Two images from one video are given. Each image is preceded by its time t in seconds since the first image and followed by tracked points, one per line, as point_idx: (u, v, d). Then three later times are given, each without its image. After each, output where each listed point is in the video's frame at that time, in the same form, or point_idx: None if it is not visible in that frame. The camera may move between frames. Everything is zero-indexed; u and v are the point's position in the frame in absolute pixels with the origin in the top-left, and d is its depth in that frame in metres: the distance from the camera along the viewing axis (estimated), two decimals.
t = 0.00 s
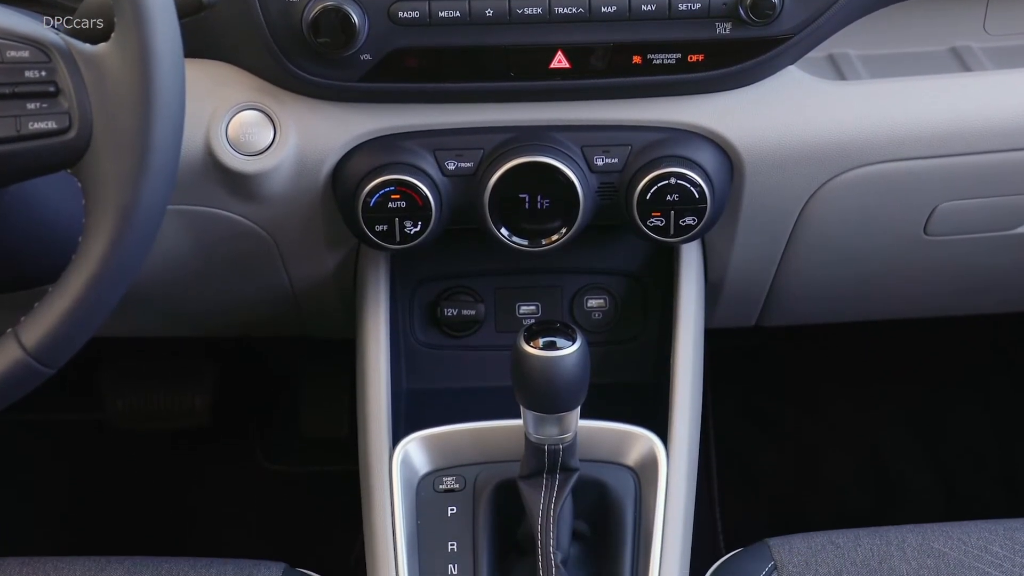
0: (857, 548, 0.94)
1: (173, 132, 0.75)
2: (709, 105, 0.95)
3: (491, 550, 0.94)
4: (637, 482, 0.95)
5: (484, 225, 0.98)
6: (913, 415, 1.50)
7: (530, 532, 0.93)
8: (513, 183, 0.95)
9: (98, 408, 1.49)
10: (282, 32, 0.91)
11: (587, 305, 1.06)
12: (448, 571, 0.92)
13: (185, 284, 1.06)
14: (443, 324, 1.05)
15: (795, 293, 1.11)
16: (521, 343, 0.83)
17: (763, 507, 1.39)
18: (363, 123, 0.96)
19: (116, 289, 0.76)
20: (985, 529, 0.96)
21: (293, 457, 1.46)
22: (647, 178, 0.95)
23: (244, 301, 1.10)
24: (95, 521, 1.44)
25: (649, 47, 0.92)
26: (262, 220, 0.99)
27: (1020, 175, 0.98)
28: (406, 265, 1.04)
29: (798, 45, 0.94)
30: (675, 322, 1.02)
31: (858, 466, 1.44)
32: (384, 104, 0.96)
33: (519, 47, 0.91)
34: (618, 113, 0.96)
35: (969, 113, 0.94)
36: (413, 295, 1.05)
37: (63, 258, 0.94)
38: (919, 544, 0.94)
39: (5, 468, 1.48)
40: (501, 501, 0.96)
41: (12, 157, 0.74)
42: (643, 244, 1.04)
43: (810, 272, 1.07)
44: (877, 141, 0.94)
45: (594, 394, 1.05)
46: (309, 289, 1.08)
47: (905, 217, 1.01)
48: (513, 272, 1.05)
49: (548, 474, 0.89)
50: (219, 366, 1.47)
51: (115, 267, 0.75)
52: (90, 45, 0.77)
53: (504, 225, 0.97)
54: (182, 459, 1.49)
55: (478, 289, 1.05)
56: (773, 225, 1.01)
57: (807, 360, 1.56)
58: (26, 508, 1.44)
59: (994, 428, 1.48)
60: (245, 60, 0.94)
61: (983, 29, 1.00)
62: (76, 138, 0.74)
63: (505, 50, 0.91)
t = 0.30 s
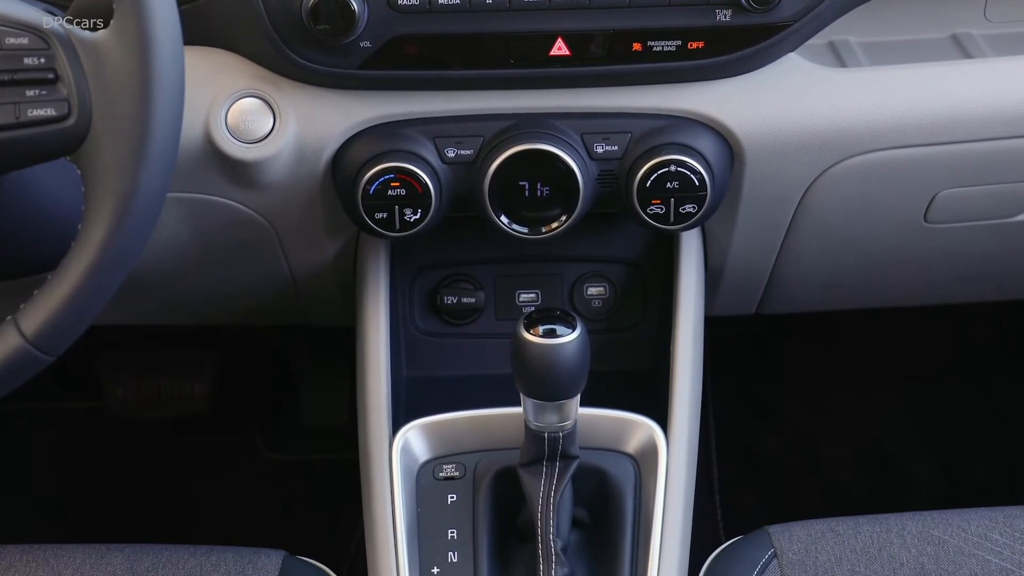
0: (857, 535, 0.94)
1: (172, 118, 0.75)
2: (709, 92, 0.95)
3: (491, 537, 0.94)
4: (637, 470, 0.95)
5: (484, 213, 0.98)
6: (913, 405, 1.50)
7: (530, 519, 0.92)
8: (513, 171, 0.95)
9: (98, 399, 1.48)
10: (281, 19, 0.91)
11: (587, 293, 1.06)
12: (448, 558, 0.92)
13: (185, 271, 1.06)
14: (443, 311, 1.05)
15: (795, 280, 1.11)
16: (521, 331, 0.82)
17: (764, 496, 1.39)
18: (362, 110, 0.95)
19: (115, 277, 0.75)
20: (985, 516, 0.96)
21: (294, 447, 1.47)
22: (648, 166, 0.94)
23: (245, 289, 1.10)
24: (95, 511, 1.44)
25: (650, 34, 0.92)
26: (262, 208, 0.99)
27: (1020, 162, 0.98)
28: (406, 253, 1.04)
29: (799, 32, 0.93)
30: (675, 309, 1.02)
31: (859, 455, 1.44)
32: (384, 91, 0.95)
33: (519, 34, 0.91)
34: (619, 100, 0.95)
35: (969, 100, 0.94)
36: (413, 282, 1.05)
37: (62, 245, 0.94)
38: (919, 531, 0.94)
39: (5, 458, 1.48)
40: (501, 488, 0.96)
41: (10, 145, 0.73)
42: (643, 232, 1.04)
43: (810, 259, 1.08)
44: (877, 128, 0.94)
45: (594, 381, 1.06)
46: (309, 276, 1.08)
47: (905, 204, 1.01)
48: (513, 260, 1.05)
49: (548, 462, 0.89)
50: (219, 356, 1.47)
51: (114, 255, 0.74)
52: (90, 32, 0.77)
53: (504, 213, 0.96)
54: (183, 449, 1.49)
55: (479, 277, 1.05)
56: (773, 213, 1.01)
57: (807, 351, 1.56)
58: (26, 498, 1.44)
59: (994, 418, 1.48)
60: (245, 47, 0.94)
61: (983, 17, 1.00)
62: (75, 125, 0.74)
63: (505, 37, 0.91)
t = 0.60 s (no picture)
0: (857, 523, 0.94)
1: (171, 108, 0.75)
2: (709, 80, 0.95)
3: (491, 525, 0.94)
4: (637, 459, 0.95)
5: (484, 201, 0.98)
6: (912, 395, 1.50)
7: (530, 507, 0.92)
8: (513, 160, 0.95)
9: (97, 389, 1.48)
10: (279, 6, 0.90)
11: (587, 281, 1.06)
12: (448, 547, 0.92)
13: (186, 259, 1.06)
14: (443, 300, 1.05)
15: (794, 268, 1.11)
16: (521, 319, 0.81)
17: (763, 486, 1.39)
18: (362, 98, 0.95)
19: (114, 265, 0.75)
20: (984, 504, 0.96)
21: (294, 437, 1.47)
22: (648, 154, 0.94)
23: (246, 276, 1.10)
24: (95, 501, 1.44)
25: (650, 22, 0.91)
26: (261, 196, 0.99)
27: (1020, 150, 0.98)
28: (406, 241, 1.04)
29: (800, 20, 0.92)
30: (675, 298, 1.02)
31: (859, 445, 1.44)
32: (384, 79, 0.95)
33: (519, 21, 0.90)
34: (619, 88, 0.95)
35: (970, 88, 0.93)
36: (413, 271, 1.05)
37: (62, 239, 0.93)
38: (918, 520, 0.94)
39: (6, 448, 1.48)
40: (501, 476, 0.96)
41: (8, 133, 0.73)
42: (643, 220, 1.04)
43: (810, 247, 1.08)
44: (878, 116, 0.94)
45: (594, 369, 1.06)
46: (309, 264, 1.08)
47: (905, 192, 1.01)
48: (513, 248, 1.05)
49: (548, 450, 0.88)
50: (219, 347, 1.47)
51: (113, 243, 0.74)
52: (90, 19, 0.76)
53: (504, 201, 0.97)
54: (183, 439, 1.49)
55: (479, 266, 1.05)
56: (773, 201, 1.01)
57: (807, 341, 1.56)
58: (25, 488, 1.44)
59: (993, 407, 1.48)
60: (243, 35, 0.93)
61: (983, 6, 1.00)
62: (74, 114, 0.74)
63: (505, 24, 0.91)
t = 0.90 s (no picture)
0: (857, 511, 0.94)
1: (171, 96, 0.75)
2: (710, 68, 0.94)
3: (491, 513, 0.94)
4: (637, 447, 0.95)
5: (484, 189, 0.98)
6: (913, 385, 1.50)
7: (530, 495, 0.92)
8: (513, 147, 0.94)
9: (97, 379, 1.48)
10: None
11: (587, 269, 1.06)
12: (449, 534, 0.92)
13: (186, 246, 1.06)
14: (443, 288, 1.05)
15: (794, 255, 1.12)
16: (520, 306, 0.80)
17: (764, 477, 1.39)
18: (361, 86, 0.95)
19: (114, 252, 0.75)
20: (984, 491, 0.96)
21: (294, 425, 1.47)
22: (648, 141, 0.94)
23: (246, 263, 1.10)
24: (96, 491, 1.44)
25: (650, 10, 0.90)
26: (261, 184, 0.99)
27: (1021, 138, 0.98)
28: (406, 229, 1.04)
29: (801, 8, 0.91)
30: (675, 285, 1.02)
31: (859, 435, 1.44)
32: (384, 67, 0.95)
33: (519, 8, 0.90)
34: (619, 75, 0.95)
35: (971, 76, 0.93)
36: (413, 259, 1.05)
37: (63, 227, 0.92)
38: (918, 507, 0.94)
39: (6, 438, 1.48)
40: (501, 464, 0.96)
41: (8, 120, 0.72)
42: (643, 208, 1.04)
43: (809, 235, 1.08)
44: (878, 104, 0.94)
45: (594, 357, 1.06)
46: (309, 252, 1.08)
47: (905, 179, 1.01)
48: (513, 236, 1.05)
49: (548, 438, 0.88)
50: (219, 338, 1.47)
51: (112, 231, 0.74)
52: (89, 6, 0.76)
53: (504, 189, 0.97)
54: (183, 430, 1.49)
55: (479, 253, 1.05)
56: (773, 189, 1.01)
57: (807, 331, 1.56)
58: (26, 478, 1.44)
59: (993, 397, 1.48)
60: (242, 23, 0.93)
61: None
62: (73, 100, 0.73)
63: (504, 12, 0.90)
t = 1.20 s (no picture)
0: (857, 502, 0.94)
1: (170, 88, 0.75)
2: (710, 58, 0.94)
3: (491, 503, 0.94)
4: (637, 437, 0.96)
5: (484, 179, 0.98)
6: (913, 378, 1.50)
7: (530, 485, 0.92)
8: (513, 138, 0.94)
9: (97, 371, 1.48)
10: None
11: (587, 260, 1.06)
12: (449, 525, 0.92)
13: (185, 237, 1.06)
14: (443, 279, 1.05)
15: (794, 246, 1.12)
16: (520, 296, 0.80)
17: (763, 469, 1.39)
18: (361, 77, 0.95)
19: (115, 242, 0.75)
20: (984, 481, 0.96)
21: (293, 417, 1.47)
22: (648, 132, 0.94)
23: (246, 253, 1.10)
24: (95, 483, 1.44)
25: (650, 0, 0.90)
26: (261, 175, 0.99)
27: (1022, 129, 0.97)
28: (406, 220, 1.05)
29: None
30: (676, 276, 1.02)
31: (858, 428, 1.44)
32: (384, 58, 0.94)
33: None
34: (619, 66, 0.95)
35: (971, 66, 0.93)
36: (412, 250, 1.05)
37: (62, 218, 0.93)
38: (918, 498, 0.94)
39: (6, 430, 1.48)
40: (501, 455, 0.96)
41: (8, 110, 0.72)
42: (644, 198, 1.04)
43: (809, 225, 1.08)
44: (879, 94, 0.94)
45: (594, 348, 1.06)
46: (308, 242, 1.08)
47: (906, 170, 1.01)
48: (513, 227, 1.05)
49: (548, 429, 0.88)
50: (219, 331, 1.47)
51: (113, 221, 0.74)
52: None
53: (504, 180, 0.97)
54: (183, 422, 1.49)
55: (479, 244, 1.05)
56: (773, 179, 1.01)
57: (807, 324, 1.56)
58: (26, 470, 1.44)
59: (993, 390, 1.48)
60: (241, 13, 0.93)
61: None
62: (72, 91, 0.73)
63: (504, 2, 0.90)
